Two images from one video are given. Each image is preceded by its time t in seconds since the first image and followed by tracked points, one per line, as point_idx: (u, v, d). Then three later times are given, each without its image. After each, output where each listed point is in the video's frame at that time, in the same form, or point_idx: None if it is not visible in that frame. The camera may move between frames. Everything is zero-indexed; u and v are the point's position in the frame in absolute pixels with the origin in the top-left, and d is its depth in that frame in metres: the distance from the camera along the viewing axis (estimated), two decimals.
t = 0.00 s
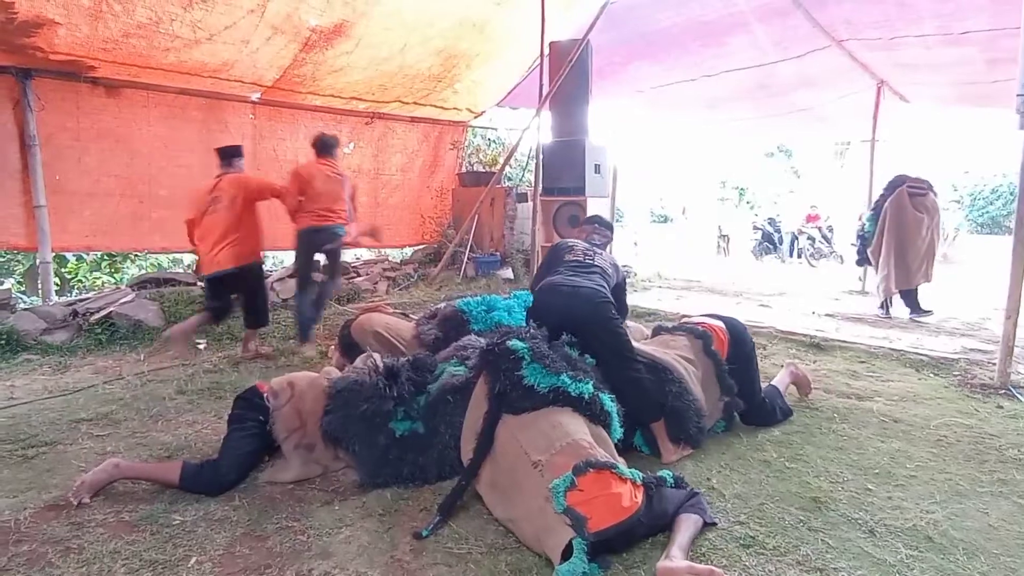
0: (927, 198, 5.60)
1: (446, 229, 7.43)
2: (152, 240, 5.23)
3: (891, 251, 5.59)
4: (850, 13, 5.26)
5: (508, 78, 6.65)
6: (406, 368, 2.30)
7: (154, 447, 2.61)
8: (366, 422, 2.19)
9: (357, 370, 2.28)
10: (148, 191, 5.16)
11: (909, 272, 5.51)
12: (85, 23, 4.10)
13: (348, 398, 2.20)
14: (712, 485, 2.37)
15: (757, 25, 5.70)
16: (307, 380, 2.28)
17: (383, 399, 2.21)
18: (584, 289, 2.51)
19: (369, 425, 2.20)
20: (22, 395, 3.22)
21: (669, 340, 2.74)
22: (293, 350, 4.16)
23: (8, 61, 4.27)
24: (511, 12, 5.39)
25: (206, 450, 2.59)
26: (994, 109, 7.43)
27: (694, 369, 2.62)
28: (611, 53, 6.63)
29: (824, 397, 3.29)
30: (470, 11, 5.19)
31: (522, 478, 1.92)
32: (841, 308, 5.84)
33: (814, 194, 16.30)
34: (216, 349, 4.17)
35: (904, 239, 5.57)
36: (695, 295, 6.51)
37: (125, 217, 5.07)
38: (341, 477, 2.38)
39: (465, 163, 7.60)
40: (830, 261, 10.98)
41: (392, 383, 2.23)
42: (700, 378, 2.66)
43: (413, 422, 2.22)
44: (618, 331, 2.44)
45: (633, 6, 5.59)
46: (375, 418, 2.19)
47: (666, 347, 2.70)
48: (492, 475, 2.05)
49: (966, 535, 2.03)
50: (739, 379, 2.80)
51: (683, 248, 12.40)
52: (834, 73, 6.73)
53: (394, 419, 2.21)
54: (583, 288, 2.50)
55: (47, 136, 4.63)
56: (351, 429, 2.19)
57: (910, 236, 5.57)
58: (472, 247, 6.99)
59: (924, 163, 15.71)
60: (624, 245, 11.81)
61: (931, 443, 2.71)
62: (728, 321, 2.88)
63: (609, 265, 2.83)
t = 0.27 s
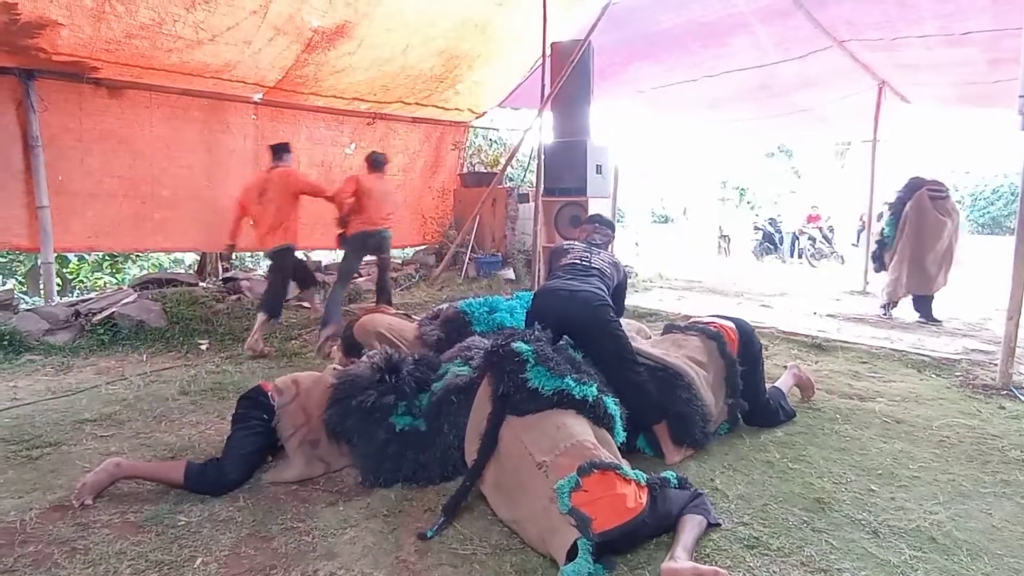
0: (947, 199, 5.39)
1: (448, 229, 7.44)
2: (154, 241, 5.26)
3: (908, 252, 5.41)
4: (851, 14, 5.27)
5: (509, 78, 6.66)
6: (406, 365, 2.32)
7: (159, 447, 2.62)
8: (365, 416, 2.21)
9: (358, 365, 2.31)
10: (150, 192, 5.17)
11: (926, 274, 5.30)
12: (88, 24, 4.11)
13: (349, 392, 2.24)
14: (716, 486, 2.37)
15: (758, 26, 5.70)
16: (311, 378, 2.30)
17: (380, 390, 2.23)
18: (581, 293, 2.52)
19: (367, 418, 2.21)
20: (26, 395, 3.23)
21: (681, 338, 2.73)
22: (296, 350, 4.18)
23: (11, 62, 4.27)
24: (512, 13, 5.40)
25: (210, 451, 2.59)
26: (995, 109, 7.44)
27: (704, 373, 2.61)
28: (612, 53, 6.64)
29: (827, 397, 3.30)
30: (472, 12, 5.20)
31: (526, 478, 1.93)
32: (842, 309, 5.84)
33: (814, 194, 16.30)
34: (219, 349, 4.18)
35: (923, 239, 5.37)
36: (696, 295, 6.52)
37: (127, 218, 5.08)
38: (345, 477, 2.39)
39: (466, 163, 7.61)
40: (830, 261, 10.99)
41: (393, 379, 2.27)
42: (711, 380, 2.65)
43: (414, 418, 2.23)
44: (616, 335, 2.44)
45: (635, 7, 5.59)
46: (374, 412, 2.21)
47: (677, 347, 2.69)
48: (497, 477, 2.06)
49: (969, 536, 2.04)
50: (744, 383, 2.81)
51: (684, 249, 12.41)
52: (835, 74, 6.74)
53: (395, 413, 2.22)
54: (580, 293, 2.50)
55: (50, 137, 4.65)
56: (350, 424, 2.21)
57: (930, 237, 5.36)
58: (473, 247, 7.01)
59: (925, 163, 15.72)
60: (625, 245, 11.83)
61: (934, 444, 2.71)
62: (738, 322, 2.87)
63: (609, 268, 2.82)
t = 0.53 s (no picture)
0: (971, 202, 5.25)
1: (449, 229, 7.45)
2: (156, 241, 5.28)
3: (932, 258, 5.22)
4: (852, 14, 5.27)
5: (510, 79, 6.66)
6: (405, 366, 2.38)
7: (161, 447, 2.62)
8: (364, 421, 2.26)
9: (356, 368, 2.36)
10: (152, 192, 5.19)
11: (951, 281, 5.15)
12: (90, 25, 4.11)
13: (346, 399, 2.28)
14: (717, 486, 2.38)
15: (759, 26, 5.71)
16: (314, 379, 2.36)
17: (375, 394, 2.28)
18: (579, 296, 2.52)
19: (366, 420, 2.26)
20: (29, 395, 3.24)
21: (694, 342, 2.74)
22: (297, 350, 4.18)
23: (12, 62, 4.28)
24: (513, 14, 5.40)
25: (212, 451, 2.60)
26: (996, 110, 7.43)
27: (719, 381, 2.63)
28: (613, 53, 6.64)
29: (828, 397, 3.30)
30: (473, 13, 5.20)
31: (528, 478, 1.93)
32: (843, 309, 5.85)
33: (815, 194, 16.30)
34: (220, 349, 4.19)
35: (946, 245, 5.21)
36: (697, 295, 6.52)
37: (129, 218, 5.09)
38: (347, 478, 2.39)
39: (467, 163, 7.62)
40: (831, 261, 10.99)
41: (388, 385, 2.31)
42: (725, 384, 2.69)
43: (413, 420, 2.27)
44: (614, 337, 2.45)
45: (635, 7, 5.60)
46: (373, 415, 2.26)
47: (694, 349, 2.70)
48: (499, 477, 2.07)
49: (971, 536, 2.04)
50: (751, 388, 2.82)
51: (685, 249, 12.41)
52: (836, 74, 6.75)
53: (393, 416, 2.27)
54: (578, 296, 2.50)
55: (51, 137, 4.66)
56: (349, 429, 2.27)
57: (954, 241, 5.20)
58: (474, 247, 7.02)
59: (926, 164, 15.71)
60: (625, 245, 11.84)
61: (935, 444, 2.72)
62: (748, 323, 2.90)
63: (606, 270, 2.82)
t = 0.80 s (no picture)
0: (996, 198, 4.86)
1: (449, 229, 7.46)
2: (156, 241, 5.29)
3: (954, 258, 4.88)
4: (852, 14, 5.28)
5: (511, 79, 6.66)
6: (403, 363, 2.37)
7: (163, 446, 2.62)
8: (362, 420, 2.26)
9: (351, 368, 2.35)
10: (153, 192, 5.20)
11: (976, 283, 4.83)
12: (91, 26, 4.12)
13: (344, 399, 2.28)
14: (718, 485, 2.38)
15: (759, 26, 5.72)
16: (314, 378, 2.36)
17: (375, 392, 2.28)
18: (577, 296, 2.52)
19: (366, 417, 2.26)
20: (30, 395, 3.24)
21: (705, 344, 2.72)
22: (299, 349, 4.19)
23: (14, 62, 4.29)
24: (513, 14, 5.41)
25: (214, 450, 2.60)
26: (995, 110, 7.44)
27: (728, 387, 2.64)
28: (613, 53, 6.65)
29: (829, 397, 3.31)
30: (474, 13, 5.21)
31: (529, 478, 1.94)
32: (843, 309, 5.85)
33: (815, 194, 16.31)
34: (221, 349, 4.19)
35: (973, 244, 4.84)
36: (697, 295, 6.53)
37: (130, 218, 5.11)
38: (348, 477, 2.39)
39: (467, 163, 7.63)
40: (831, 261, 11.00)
41: (386, 382, 2.29)
42: (733, 388, 2.69)
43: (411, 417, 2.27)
44: (613, 336, 2.46)
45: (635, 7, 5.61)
46: (373, 411, 2.26)
47: (705, 352, 2.69)
48: (500, 476, 2.07)
49: (971, 535, 2.04)
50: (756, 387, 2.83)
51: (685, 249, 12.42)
52: (836, 74, 6.75)
53: (392, 412, 2.27)
54: (576, 296, 2.51)
55: (53, 137, 4.67)
56: (348, 428, 2.27)
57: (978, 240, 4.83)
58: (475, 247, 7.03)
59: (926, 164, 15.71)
60: (625, 245, 11.83)
61: (936, 443, 2.72)
62: (754, 324, 2.90)
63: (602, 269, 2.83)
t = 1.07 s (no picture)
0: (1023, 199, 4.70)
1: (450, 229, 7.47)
2: (157, 241, 5.30)
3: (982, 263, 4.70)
4: (853, 14, 5.28)
5: (511, 78, 6.66)
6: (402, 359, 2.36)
7: (164, 446, 2.63)
8: (365, 410, 2.25)
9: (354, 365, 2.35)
10: (154, 192, 5.22)
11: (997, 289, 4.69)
12: (92, 26, 4.12)
13: (347, 390, 2.27)
14: (719, 484, 2.38)
15: (760, 26, 5.72)
16: (315, 377, 2.36)
17: (376, 387, 2.27)
18: (576, 295, 2.51)
19: (366, 411, 2.25)
20: (31, 394, 3.24)
21: (705, 346, 2.71)
22: (300, 349, 4.20)
23: (15, 63, 4.29)
24: (513, 14, 5.41)
25: (216, 450, 2.60)
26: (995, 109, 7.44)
27: (730, 391, 2.65)
28: (613, 53, 6.65)
29: (829, 396, 3.31)
30: (474, 13, 5.22)
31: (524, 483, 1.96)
32: (843, 309, 5.86)
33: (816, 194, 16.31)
34: (222, 349, 4.19)
35: (997, 248, 4.63)
36: (697, 295, 6.54)
37: (132, 219, 5.12)
38: (349, 476, 2.40)
39: (468, 163, 7.64)
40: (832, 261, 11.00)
41: (388, 376, 2.29)
42: (735, 390, 2.68)
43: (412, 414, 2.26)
44: (613, 336, 2.46)
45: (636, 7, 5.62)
46: (373, 405, 2.25)
47: (707, 355, 2.68)
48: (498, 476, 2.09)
49: (971, 534, 2.05)
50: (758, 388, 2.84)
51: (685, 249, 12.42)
52: (836, 74, 6.75)
53: (393, 408, 2.27)
54: (575, 295, 2.49)
55: (53, 137, 4.68)
56: (349, 420, 2.26)
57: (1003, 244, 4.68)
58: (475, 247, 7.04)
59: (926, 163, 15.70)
60: (626, 245, 11.83)
61: (936, 442, 2.72)
62: (754, 323, 2.91)
63: (603, 265, 2.80)
